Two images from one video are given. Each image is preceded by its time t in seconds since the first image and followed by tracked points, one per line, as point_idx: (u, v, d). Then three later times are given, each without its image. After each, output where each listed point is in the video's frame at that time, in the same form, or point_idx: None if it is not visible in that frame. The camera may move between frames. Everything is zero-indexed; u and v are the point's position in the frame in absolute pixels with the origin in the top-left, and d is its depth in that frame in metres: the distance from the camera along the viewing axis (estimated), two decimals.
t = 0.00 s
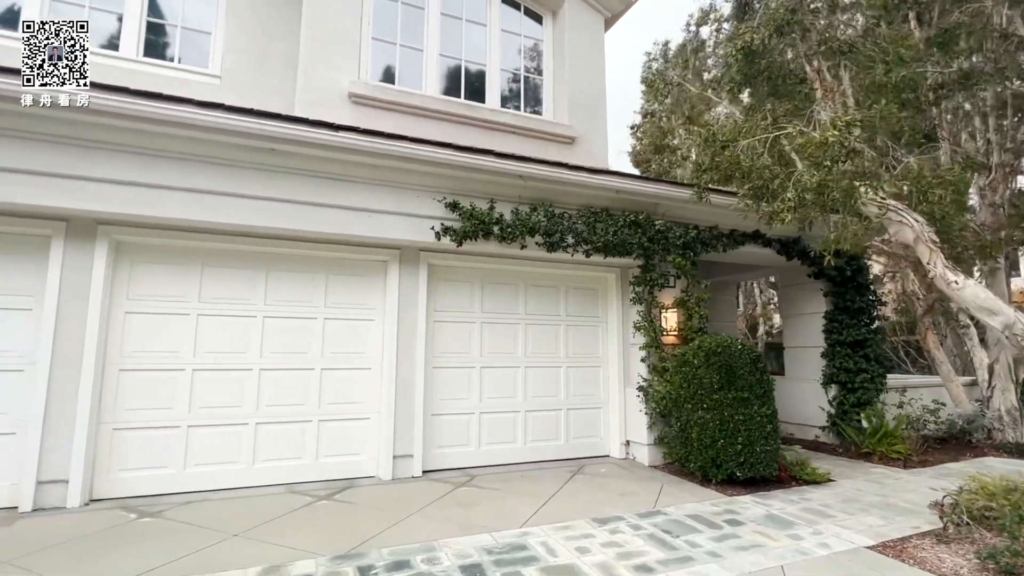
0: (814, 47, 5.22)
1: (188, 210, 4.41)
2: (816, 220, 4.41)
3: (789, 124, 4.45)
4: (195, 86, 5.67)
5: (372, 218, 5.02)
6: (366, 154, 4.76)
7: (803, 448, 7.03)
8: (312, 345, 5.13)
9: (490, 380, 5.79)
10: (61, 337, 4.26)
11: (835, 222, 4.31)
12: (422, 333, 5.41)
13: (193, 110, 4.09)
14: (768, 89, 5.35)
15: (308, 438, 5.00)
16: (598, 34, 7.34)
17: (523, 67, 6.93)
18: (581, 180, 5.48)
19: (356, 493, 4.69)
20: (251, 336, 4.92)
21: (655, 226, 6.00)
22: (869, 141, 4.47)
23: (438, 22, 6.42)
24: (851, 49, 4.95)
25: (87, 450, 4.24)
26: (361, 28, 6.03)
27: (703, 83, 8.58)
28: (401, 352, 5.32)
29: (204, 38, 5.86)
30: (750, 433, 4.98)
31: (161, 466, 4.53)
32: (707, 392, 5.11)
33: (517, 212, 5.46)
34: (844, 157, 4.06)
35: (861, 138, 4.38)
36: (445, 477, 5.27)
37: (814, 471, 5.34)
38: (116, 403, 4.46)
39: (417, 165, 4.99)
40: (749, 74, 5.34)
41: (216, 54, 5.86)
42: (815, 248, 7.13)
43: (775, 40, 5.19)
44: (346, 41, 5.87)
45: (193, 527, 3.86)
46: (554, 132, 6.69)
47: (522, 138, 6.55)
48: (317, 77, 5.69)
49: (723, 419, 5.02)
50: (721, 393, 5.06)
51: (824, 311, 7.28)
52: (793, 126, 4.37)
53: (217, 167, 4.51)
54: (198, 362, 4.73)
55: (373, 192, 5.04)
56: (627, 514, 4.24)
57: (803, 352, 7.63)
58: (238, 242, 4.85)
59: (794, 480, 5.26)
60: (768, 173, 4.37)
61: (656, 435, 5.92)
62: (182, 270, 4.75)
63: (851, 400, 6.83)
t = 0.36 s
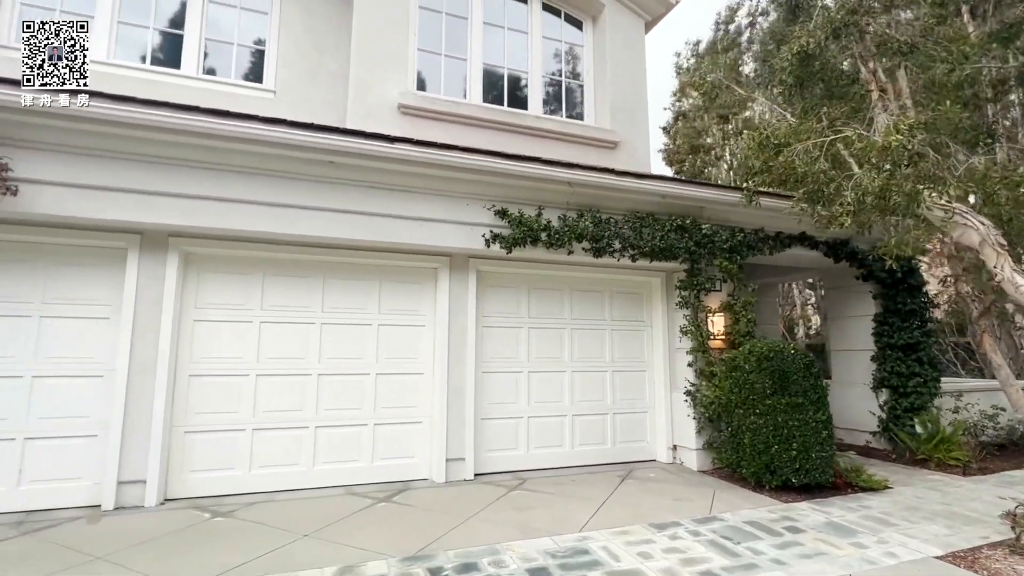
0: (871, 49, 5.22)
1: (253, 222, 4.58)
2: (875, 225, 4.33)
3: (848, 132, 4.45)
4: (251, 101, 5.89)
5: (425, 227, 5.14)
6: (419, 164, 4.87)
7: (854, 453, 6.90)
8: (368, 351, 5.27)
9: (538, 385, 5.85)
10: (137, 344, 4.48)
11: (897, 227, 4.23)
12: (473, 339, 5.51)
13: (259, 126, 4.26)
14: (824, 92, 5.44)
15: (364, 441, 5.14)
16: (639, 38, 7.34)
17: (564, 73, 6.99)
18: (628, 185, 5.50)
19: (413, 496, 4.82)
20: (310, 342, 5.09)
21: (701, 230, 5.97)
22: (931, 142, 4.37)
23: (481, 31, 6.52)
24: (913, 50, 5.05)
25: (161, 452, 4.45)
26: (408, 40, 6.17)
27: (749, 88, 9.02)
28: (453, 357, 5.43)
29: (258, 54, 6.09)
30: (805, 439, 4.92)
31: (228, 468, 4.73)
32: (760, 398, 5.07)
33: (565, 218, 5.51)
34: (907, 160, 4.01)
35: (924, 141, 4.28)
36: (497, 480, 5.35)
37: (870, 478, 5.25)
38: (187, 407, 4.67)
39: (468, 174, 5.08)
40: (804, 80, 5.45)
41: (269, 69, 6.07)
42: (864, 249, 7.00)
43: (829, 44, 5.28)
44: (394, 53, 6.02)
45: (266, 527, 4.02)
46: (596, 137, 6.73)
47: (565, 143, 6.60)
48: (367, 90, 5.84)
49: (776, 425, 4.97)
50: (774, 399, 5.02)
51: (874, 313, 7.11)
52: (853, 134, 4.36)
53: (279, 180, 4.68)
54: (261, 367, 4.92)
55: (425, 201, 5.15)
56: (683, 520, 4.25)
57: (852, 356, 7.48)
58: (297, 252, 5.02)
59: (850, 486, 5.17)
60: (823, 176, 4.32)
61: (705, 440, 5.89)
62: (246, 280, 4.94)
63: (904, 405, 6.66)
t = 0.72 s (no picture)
0: (946, 42, 5.61)
1: (330, 229, 4.83)
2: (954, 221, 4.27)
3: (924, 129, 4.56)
4: (320, 113, 6.19)
5: (489, 231, 5.30)
6: (485, 170, 5.03)
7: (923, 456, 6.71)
8: (435, 351, 5.47)
9: (599, 384, 5.93)
10: (227, 345, 4.80)
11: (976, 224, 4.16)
12: (535, 339, 5.65)
13: (337, 138, 4.51)
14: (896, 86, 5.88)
15: (434, 438, 5.34)
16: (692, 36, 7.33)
17: (617, 75, 7.05)
18: (687, 186, 5.55)
19: (483, 491, 4.99)
20: (382, 343, 5.33)
21: (762, 229, 5.94)
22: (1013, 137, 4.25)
23: (535, 37, 6.66)
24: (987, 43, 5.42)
25: (250, 447, 4.75)
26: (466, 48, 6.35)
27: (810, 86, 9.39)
28: (517, 356, 5.58)
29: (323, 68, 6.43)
30: (877, 440, 4.85)
31: (309, 462, 5.00)
32: (828, 397, 5.02)
33: (624, 219, 5.58)
34: (988, 155, 3.94)
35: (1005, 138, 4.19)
36: (561, 477, 5.46)
37: (946, 480, 5.13)
38: (272, 404, 4.95)
39: (531, 178, 5.22)
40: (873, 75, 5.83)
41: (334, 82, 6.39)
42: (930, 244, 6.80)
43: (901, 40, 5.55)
44: (453, 62, 6.22)
45: (352, 517, 4.25)
46: (651, 138, 6.77)
47: (620, 145, 6.67)
48: (429, 99, 6.05)
49: (846, 425, 4.92)
50: (843, 399, 4.96)
51: (944, 312, 6.90)
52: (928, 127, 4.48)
53: (352, 188, 4.91)
54: (337, 366, 5.18)
55: (489, 205, 5.31)
56: (754, 519, 4.27)
57: (920, 355, 7.26)
58: (368, 257, 5.25)
59: (924, 488, 5.07)
60: (896, 174, 4.34)
61: (768, 440, 5.85)
62: (322, 283, 5.21)
63: (976, 407, 6.44)
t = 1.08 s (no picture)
0: None
1: (405, 235, 5.01)
2: None
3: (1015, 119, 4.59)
4: (386, 121, 6.42)
5: (556, 233, 5.36)
6: (553, 173, 5.09)
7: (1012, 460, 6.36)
8: (504, 352, 5.58)
9: (665, 383, 5.91)
10: (310, 346, 5.05)
11: None
12: (602, 339, 5.67)
13: (413, 147, 4.67)
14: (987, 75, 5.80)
15: (504, 436, 5.46)
16: (754, 29, 7.17)
17: (676, 72, 6.99)
18: (756, 183, 5.45)
19: (555, 489, 5.06)
20: (453, 344, 5.48)
21: (834, 225, 5.77)
22: None
23: (594, 38, 6.68)
24: None
25: (334, 443, 4.98)
26: (527, 53, 6.44)
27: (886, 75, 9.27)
28: (584, 357, 5.61)
29: (388, 78, 6.69)
30: (969, 443, 4.65)
31: (387, 459, 5.19)
32: (913, 398, 4.84)
33: (691, 218, 5.53)
34: None
35: None
36: (631, 477, 5.46)
37: None
38: (352, 403, 5.18)
39: (598, 180, 5.25)
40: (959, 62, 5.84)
41: (399, 92, 6.65)
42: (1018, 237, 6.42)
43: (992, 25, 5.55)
44: (514, 67, 6.31)
45: (434, 512, 4.40)
46: (713, 135, 6.67)
47: (681, 143, 6.61)
48: (491, 104, 6.17)
49: (934, 427, 4.73)
50: (930, 400, 4.77)
51: None
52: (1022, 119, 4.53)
53: (424, 194, 5.07)
54: (412, 367, 5.36)
55: (555, 208, 5.37)
56: (839, 523, 4.17)
57: (1006, 354, 6.89)
58: (438, 260, 5.41)
59: (1019, 494, 4.83)
60: (990, 167, 4.34)
61: (844, 442, 5.68)
62: (396, 287, 5.40)
63: None
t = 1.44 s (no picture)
0: None
1: (477, 231, 5.08)
2: None
3: None
4: (450, 120, 6.52)
5: (626, 226, 5.31)
6: (623, 165, 5.04)
7: None
8: (574, 346, 5.58)
9: (739, 377, 5.75)
10: (387, 341, 5.20)
11: None
12: (673, 332, 5.58)
13: (486, 144, 4.72)
14: None
15: (576, 430, 5.46)
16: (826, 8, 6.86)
17: (743, 58, 6.78)
18: (837, 168, 5.23)
19: (630, 484, 5.02)
20: (523, 338, 5.52)
21: (921, 210, 5.45)
22: None
23: (656, 27, 6.56)
24: None
25: (411, 436, 5.11)
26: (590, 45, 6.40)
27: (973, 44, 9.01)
28: (655, 351, 5.53)
29: (450, 77, 6.79)
30: None
31: (463, 451, 5.29)
32: (1017, 394, 4.51)
33: (766, 208, 5.35)
34: None
35: None
36: (707, 473, 5.35)
37: None
38: (428, 396, 5.30)
39: (670, 171, 5.16)
40: None
41: (461, 91, 6.74)
42: None
43: None
44: (577, 60, 6.28)
45: (513, 504, 4.45)
46: (785, 121, 6.44)
47: (750, 131, 6.42)
48: (555, 98, 6.16)
49: None
50: None
51: None
52: None
53: (495, 190, 5.12)
54: (484, 361, 5.43)
55: (625, 200, 5.32)
56: (941, 523, 3.96)
57: None
58: (508, 256, 5.46)
59: None
60: None
61: (935, 441, 5.37)
62: (467, 282, 5.48)
63: None
